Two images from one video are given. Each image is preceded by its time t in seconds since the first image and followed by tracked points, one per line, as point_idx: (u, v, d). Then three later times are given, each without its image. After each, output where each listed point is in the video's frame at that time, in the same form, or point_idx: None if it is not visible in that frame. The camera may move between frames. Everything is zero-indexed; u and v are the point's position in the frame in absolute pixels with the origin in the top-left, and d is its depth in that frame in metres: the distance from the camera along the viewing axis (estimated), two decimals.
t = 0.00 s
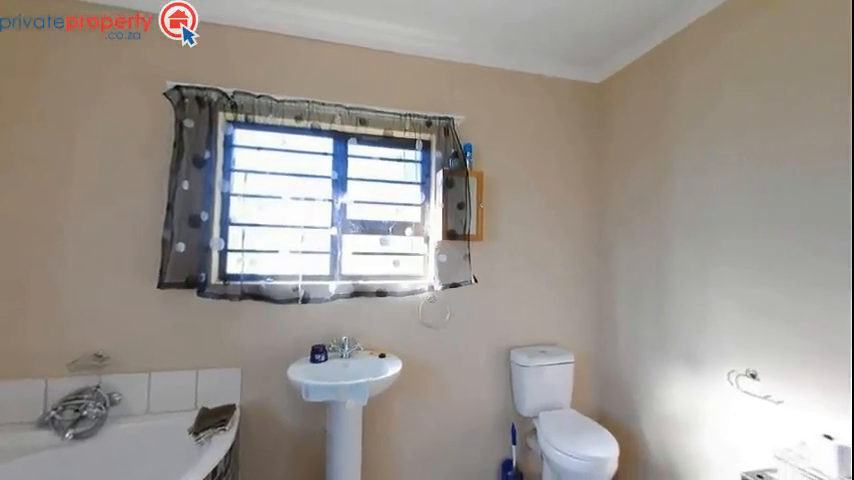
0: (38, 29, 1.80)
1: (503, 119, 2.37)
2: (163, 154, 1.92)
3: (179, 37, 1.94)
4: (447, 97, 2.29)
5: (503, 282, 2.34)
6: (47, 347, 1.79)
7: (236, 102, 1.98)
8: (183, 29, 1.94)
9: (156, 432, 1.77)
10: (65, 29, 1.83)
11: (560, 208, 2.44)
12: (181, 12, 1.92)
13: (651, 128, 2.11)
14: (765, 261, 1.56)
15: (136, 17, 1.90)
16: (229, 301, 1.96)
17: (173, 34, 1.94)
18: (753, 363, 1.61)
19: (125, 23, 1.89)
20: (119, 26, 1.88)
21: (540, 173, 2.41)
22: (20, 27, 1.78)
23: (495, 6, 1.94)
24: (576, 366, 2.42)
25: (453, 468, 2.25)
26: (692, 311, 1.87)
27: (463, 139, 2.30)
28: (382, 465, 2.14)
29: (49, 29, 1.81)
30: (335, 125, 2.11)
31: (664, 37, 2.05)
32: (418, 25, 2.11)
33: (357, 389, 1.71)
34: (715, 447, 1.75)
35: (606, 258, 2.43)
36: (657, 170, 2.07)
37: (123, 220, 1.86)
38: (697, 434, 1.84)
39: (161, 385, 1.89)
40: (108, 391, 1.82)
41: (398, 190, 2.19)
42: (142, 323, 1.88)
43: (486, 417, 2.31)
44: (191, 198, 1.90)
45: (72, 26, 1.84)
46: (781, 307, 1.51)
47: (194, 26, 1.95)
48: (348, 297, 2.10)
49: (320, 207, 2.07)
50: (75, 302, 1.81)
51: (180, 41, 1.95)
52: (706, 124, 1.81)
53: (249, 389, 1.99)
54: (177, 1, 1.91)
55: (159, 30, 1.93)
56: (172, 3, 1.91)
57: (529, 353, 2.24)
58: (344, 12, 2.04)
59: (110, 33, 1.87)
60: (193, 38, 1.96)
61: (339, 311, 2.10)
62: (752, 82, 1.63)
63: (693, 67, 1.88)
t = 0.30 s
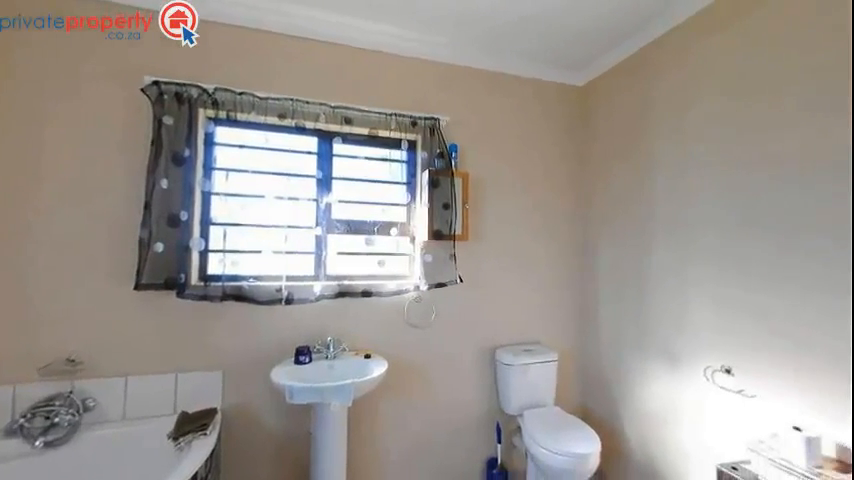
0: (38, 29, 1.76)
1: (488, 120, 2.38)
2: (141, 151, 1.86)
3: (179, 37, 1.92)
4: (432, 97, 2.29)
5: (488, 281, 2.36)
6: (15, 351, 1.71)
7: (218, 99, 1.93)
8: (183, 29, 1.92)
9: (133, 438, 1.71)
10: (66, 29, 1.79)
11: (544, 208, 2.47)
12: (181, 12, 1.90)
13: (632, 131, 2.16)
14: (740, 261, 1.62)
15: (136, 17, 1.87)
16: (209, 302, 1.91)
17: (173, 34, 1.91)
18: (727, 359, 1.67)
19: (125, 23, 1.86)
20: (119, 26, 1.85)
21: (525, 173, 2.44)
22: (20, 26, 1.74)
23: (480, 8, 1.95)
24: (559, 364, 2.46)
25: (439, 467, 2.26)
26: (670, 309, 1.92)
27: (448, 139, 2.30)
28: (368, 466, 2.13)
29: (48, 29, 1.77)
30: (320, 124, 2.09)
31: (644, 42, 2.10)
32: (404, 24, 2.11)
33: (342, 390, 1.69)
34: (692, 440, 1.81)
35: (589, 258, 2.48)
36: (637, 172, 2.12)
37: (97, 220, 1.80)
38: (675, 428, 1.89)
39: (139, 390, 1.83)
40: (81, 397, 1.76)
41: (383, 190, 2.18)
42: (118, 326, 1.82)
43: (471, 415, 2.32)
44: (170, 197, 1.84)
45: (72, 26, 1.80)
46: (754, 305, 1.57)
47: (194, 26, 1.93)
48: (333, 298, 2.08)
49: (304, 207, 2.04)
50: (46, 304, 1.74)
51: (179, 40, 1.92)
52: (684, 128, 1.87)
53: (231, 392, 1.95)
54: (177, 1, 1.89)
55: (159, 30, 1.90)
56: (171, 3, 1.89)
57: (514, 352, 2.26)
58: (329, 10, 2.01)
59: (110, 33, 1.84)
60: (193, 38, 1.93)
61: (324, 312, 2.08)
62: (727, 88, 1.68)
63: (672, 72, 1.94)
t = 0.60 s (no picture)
0: (37, 29, 1.72)
1: (476, 121, 2.40)
2: (119, 148, 1.80)
3: (179, 37, 1.90)
4: (420, 97, 2.29)
5: (475, 281, 2.37)
6: None
7: (200, 96, 1.89)
8: (183, 29, 1.90)
9: (111, 444, 1.66)
10: (66, 30, 1.75)
11: (530, 208, 2.50)
12: (181, 12, 1.88)
13: (616, 133, 2.21)
14: (718, 261, 1.67)
15: (136, 17, 1.84)
16: (192, 304, 1.87)
17: (173, 34, 1.89)
18: (707, 356, 1.72)
19: (126, 23, 1.83)
20: (119, 26, 1.82)
21: (512, 174, 2.46)
22: (20, 27, 1.70)
23: (469, 10, 1.96)
24: (545, 362, 2.49)
25: (426, 467, 2.26)
26: (652, 307, 1.97)
27: (436, 139, 2.31)
28: (355, 468, 2.12)
29: (48, 29, 1.73)
30: (306, 122, 2.06)
31: (627, 46, 2.15)
32: (392, 24, 2.10)
33: (329, 391, 1.67)
34: (673, 435, 1.85)
35: (574, 257, 2.52)
36: (620, 173, 2.17)
37: (73, 219, 1.74)
38: (656, 424, 1.94)
39: (117, 394, 1.78)
40: (55, 403, 1.69)
41: (370, 190, 2.17)
42: (95, 329, 1.76)
43: (458, 415, 2.33)
44: (150, 196, 1.80)
45: (73, 26, 1.76)
46: (731, 303, 1.62)
47: (194, 26, 1.91)
48: (319, 299, 2.06)
49: (290, 206, 2.01)
50: (18, 307, 1.67)
51: (179, 41, 1.90)
52: (666, 130, 1.91)
53: (214, 395, 1.91)
54: (177, 1, 1.87)
55: (159, 30, 1.87)
56: (172, 3, 1.87)
57: (500, 351, 2.28)
58: (316, 8, 2.00)
59: (110, 33, 1.81)
60: (193, 38, 1.91)
61: (310, 313, 2.06)
62: (707, 92, 1.73)
63: (654, 76, 1.99)
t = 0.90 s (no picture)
0: (37, 29, 1.69)
1: (461, 121, 2.41)
2: (93, 145, 1.74)
3: (179, 37, 1.88)
4: (406, 97, 2.29)
5: (461, 281, 2.38)
6: None
7: (180, 92, 1.84)
8: (183, 29, 1.88)
9: (85, 452, 1.60)
10: (66, 29, 1.72)
11: (515, 208, 2.52)
12: (181, 12, 1.86)
13: (598, 135, 2.25)
14: (695, 260, 1.73)
15: (136, 17, 1.82)
16: (171, 305, 1.82)
17: (173, 34, 1.87)
18: (684, 353, 1.77)
19: (125, 23, 1.80)
20: (119, 25, 1.79)
21: (497, 175, 2.48)
22: (20, 26, 1.67)
23: (454, 10, 1.97)
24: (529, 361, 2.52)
25: (412, 467, 2.26)
26: (633, 305, 2.02)
27: (421, 139, 2.31)
28: (340, 470, 2.10)
29: (48, 29, 1.70)
30: (290, 121, 2.03)
31: (609, 51, 2.20)
32: (379, 23, 2.10)
33: (314, 393, 1.66)
34: (652, 430, 1.90)
35: (557, 257, 2.56)
36: (602, 174, 2.22)
37: (43, 218, 1.67)
38: (636, 419, 1.99)
39: (92, 399, 1.71)
40: (24, 410, 1.62)
41: (355, 190, 2.16)
42: (68, 332, 1.70)
43: (444, 414, 2.34)
44: (127, 194, 1.74)
45: (73, 26, 1.73)
46: (708, 301, 1.68)
47: (194, 26, 1.89)
48: (304, 299, 2.03)
49: (274, 206, 1.98)
50: None
51: (179, 41, 1.88)
52: (646, 133, 1.97)
53: (195, 399, 1.86)
54: (177, 1, 1.85)
55: (159, 30, 1.85)
56: (171, 3, 1.86)
57: (485, 350, 2.30)
58: (301, 5, 1.97)
59: (110, 33, 1.78)
60: (193, 38, 1.89)
61: (295, 314, 2.03)
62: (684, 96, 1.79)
63: (634, 80, 2.04)
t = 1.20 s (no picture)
0: (38, 29, 1.66)
1: (448, 122, 2.42)
2: (68, 142, 1.68)
3: (179, 37, 1.86)
4: (393, 96, 2.29)
5: (448, 281, 2.39)
6: None
7: (160, 88, 1.80)
8: (183, 29, 1.87)
9: (60, 460, 1.54)
10: (66, 30, 1.70)
11: (502, 209, 2.55)
12: (181, 12, 1.85)
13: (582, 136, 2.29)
14: (676, 259, 1.78)
15: (136, 17, 1.80)
16: (151, 308, 1.77)
17: (173, 34, 1.86)
18: (666, 350, 1.82)
19: (126, 22, 1.78)
20: (119, 25, 1.77)
21: (484, 175, 2.50)
22: (20, 27, 1.64)
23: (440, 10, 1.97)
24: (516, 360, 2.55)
25: (400, 467, 2.26)
26: (616, 304, 2.06)
27: (409, 139, 2.30)
28: (327, 472, 2.08)
29: (48, 30, 1.67)
30: (275, 119, 2.01)
31: (592, 54, 2.23)
32: (365, 22, 2.09)
33: (300, 394, 1.64)
34: (634, 426, 1.95)
35: (542, 257, 2.59)
36: (586, 175, 2.26)
37: (15, 217, 1.60)
38: (620, 415, 2.03)
39: (69, 405, 1.66)
40: None
41: (342, 189, 2.14)
42: (42, 336, 1.63)
43: (432, 414, 2.34)
44: (104, 193, 1.69)
45: (73, 26, 1.71)
46: (688, 299, 1.73)
47: (194, 26, 1.88)
48: (289, 300, 2.01)
49: (258, 205, 1.95)
50: None
51: (179, 41, 1.87)
52: (628, 135, 2.01)
53: (177, 403, 1.82)
54: (177, 1, 1.84)
55: (159, 30, 1.84)
56: (171, 3, 1.84)
57: (472, 349, 2.31)
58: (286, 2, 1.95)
59: (110, 33, 1.76)
60: (193, 38, 1.88)
61: (280, 315, 2.00)
62: (664, 100, 1.84)
63: (617, 83, 2.08)
